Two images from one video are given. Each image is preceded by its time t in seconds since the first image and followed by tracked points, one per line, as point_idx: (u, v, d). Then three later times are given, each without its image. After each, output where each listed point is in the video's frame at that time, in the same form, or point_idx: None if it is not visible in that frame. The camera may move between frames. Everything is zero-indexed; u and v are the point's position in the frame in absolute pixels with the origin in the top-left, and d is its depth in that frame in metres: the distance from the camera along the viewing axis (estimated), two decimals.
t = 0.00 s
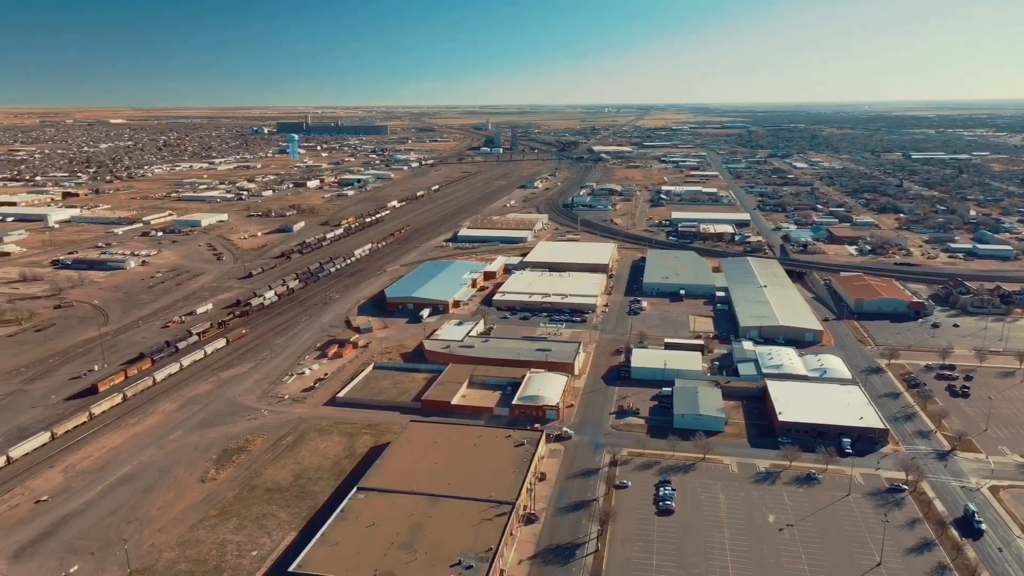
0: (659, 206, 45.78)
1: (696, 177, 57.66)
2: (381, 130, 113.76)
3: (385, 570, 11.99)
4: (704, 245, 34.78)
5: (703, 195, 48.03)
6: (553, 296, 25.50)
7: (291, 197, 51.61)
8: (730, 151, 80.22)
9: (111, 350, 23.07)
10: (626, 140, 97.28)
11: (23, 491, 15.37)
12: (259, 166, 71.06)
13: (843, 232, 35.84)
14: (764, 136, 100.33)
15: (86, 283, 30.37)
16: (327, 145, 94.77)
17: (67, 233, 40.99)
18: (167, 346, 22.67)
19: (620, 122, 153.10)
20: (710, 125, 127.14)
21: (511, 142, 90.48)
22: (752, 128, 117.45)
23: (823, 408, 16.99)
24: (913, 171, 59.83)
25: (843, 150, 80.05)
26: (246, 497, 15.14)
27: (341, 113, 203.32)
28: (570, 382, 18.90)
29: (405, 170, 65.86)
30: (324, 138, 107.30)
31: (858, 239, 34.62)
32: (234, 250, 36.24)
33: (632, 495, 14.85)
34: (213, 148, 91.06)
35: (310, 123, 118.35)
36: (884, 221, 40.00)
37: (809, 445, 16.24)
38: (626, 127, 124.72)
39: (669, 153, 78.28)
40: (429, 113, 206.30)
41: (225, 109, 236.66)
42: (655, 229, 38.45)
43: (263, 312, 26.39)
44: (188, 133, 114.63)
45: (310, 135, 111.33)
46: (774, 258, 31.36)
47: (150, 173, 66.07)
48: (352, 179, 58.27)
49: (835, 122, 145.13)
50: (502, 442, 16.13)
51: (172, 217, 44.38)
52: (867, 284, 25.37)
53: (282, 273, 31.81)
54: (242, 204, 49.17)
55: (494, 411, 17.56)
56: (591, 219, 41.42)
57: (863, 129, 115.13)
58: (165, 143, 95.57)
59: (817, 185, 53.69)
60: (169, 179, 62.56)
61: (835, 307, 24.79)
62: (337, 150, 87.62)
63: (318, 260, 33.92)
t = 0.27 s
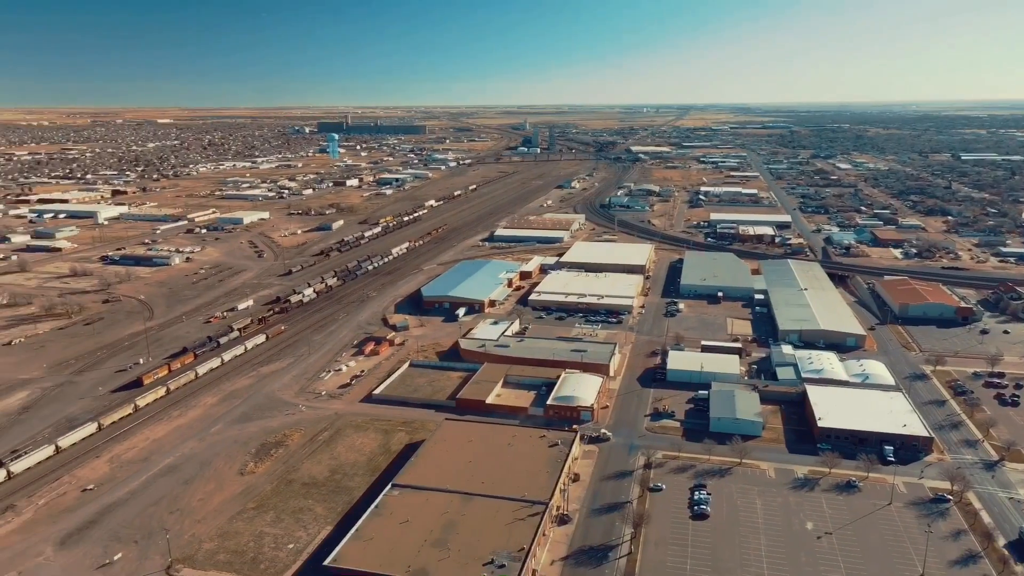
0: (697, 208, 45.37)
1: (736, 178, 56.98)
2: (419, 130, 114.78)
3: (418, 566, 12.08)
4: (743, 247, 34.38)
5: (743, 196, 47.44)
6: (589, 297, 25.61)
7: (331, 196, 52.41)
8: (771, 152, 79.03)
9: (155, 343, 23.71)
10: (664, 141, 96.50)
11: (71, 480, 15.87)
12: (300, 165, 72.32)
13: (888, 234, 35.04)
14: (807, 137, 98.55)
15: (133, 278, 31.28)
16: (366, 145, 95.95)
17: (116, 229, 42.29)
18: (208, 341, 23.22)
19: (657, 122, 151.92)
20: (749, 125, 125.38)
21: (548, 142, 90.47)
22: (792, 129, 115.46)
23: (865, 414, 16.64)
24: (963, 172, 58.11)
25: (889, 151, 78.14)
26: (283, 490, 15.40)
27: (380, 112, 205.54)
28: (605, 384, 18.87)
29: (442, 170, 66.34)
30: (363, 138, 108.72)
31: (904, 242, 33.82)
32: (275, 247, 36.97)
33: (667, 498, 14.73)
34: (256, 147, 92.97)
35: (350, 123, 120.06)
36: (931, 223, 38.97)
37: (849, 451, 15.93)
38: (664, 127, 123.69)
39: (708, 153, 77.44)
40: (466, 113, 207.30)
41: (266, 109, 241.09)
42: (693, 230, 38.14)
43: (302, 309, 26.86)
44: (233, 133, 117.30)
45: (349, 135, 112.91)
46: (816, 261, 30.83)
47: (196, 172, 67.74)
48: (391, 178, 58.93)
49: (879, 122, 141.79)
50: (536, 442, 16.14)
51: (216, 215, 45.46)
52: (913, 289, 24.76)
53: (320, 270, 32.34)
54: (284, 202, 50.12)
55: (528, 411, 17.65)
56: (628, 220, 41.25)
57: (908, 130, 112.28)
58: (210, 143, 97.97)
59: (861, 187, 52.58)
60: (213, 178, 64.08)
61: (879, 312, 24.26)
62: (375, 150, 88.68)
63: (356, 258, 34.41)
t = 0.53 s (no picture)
0: (733, 209, 44.90)
1: (773, 179, 56.21)
2: (454, 130, 115.49)
3: (448, 564, 12.13)
4: (779, 249, 33.94)
5: (780, 197, 46.82)
6: (621, 298, 25.71)
7: (367, 195, 53.03)
8: (810, 152, 77.74)
9: (194, 338, 24.26)
10: (700, 141, 95.57)
11: (112, 470, 16.29)
12: (336, 164, 73.27)
13: (931, 237, 34.23)
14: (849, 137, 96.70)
15: (173, 274, 32.03)
16: (401, 145, 96.84)
17: (158, 226, 43.37)
18: (245, 337, 23.70)
19: (692, 122, 150.47)
20: (786, 125, 123.48)
21: (582, 142, 90.29)
22: (831, 129, 113.43)
23: (904, 421, 16.30)
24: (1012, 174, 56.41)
25: (934, 152, 76.20)
26: (317, 485, 15.61)
27: (415, 112, 207.04)
28: (636, 386, 18.84)
29: (476, 169, 66.67)
30: (399, 138, 109.75)
31: (947, 245, 33.02)
32: (311, 245, 37.59)
33: (698, 502, 14.57)
34: (293, 146, 94.47)
35: (386, 123, 121.30)
36: (978, 226, 37.96)
37: (887, 458, 15.61)
38: (699, 127, 122.46)
39: (745, 154, 76.51)
40: (500, 112, 207.63)
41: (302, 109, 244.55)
42: (728, 232, 37.79)
43: (337, 307, 27.30)
44: (272, 133, 119.39)
45: (385, 135, 114.16)
46: (854, 263, 30.31)
47: (235, 171, 69.10)
48: (426, 178, 59.38)
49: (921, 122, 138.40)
50: (567, 442, 16.14)
51: (254, 213, 46.32)
52: (956, 293, 24.18)
53: (355, 269, 32.77)
54: (320, 201, 50.85)
55: (559, 412, 17.72)
56: (663, 221, 41.03)
57: (952, 130, 109.37)
58: (250, 142, 99.86)
59: (903, 188, 51.43)
60: (252, 176, 65.26)
61: (920, 316, 23.73)
62: (411, 150, 89.51)
63: (391, 257, 34.80)
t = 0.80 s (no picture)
0: (767, 210, 44.35)
1: (808, 180, 55.38)
2: (484, 130, 115.80)
3: (476, 563, 12.17)
4: (814, 251, 33.47)
5: (815, 199, 46.15)
6: (651, 300, 25.68)
7: (398, 194, 53.48)
8: (847, 153, 76.38)
9: (229, 334, 24.71)
10: (733, 141, 94.52)
11: (148, 463, 16.65)
12: (369, 164, 74.04)
13: (973, 240, 33.41)
14: (888, 137, 94.76)
15: (209, 271, 32.66)
16: (433, 144, 97.44)
17: (195, 224, 44.27)
18: (278, 334, 24.11)
19: (724, 122, 148.86)
20: (822, 126, 121.46)
21: (614, 142, 89.90)
22: (868, 129, 111.28)
23: (942, 428, 15.96)
24: None
25: (977, 153, 74.30)
26: (346, 482, 15.76)
27: (446, 113, 208.06)
28: (666, 388, 18.78)
29: (508, 169, 66.88)
30: (431, 138, 110.50)
31: (990, 249, 32.21)
32: (343, 244, 38.06)
33: (728, 506, 14.42)
34: (327, 146, 95.75)
35: (417, 123, 122.22)
36: (1022, 230, 36.94)
37: (923, 466, 15.30)
38: (731, 127, 121.16)
39: (780, 154, 75.45)
40: (532, 113, 208.11)
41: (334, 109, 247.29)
42: (761, 233, 37.36)
43: (367, 305, 27.67)
44: (305, 132, 121.06)
45: (417, 135, 115.01)
46: (892, 266, 29.75)
47: (270, 170, 70.22)
48: (457, 178, 59.67)
49: (962, 121, 134.97)
50: (596, 444, 16.10)
51: (288, 211, 47.02)
52: (998, 298, 23.57)
53: (386, 268, 33.11)
54: (353, 200, 51.43)
55: (589, 412, 17.74)
56: (695, 222, 40.73)
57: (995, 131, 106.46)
58: (285, 142, 101.41)
59: (944, 190, 50.25)
60: (287, 175, 66.28)
61: (960, 321, 23.19)
62: (442, 150, 89.99)
63: (421, 256, 35.09)
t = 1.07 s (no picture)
0: (811, 212, 43.53)
1: (853, 182, 54.18)
2: (522, 130, 116.03)
3: (510, 561, 12.18)
4: (859, 254, 32.75)
5: (861, 201, 45.13)
6: (690, 302, 25.53)
7: (438, 194, 53.92)
8: (895, 154, 74.45)
9: (270, 330, 25.22)
10: (776, 141, 92.95)
11: (192, 454, 17.05)
12: (408, 163, 74.85)
13: None
14: (938, 138, 92.13)
15: (252, 268, 33.37)
16: (472, 144, 98.00)
17: (240, 222, 45.30)
18: (317, 331, 24.60)
19: (766, 122, 146.52)
20: (867, 126, 118.62)
21: (654, 143, 89.18)
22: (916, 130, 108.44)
23: (993, 438, 15.47)
24: None
25: None
26: (383, 478, 15.95)
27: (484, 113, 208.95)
28: (704, 391, 18.65)
29: (547, 169, 66.95)
30: (470, 138, 111.23)
31: None
32: (383, 242, 38.58)
33: (766, 512, 14.19)
34: (367, 146, 97.09)
35: (456, 123, 123.05)
36: None
37: (971, 477, 14.86)
38: (773, 128, 119.25)
39: (825, 155, 73.94)
40: (571, 113, 207.98)
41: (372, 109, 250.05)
42: (804, 235, 36.73)
43: (405, 304, 28.09)
44: (346, 132, 122.90)
45: (456, 135, 115.84)
46: (942, 271, 28.93)
47: (313, 169, 71.45)
48: (496, 177, 59.90)
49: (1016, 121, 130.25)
50: (631, 446, 16.03)
51: (329, 210, 47.80)
52: None
53: (424, 267, 33.47)
54: (393, 199, 52.03)
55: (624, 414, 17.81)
56: (736, 223, 40.24)
57: None
58: (326, 141, 103.12)
59: (998, 193, 48.62)
60: (328, 174, 67.40)
61: (1012, 328, 22.44)
62: (481, 150, 90.42)
63: (459, 255, 35.37)
